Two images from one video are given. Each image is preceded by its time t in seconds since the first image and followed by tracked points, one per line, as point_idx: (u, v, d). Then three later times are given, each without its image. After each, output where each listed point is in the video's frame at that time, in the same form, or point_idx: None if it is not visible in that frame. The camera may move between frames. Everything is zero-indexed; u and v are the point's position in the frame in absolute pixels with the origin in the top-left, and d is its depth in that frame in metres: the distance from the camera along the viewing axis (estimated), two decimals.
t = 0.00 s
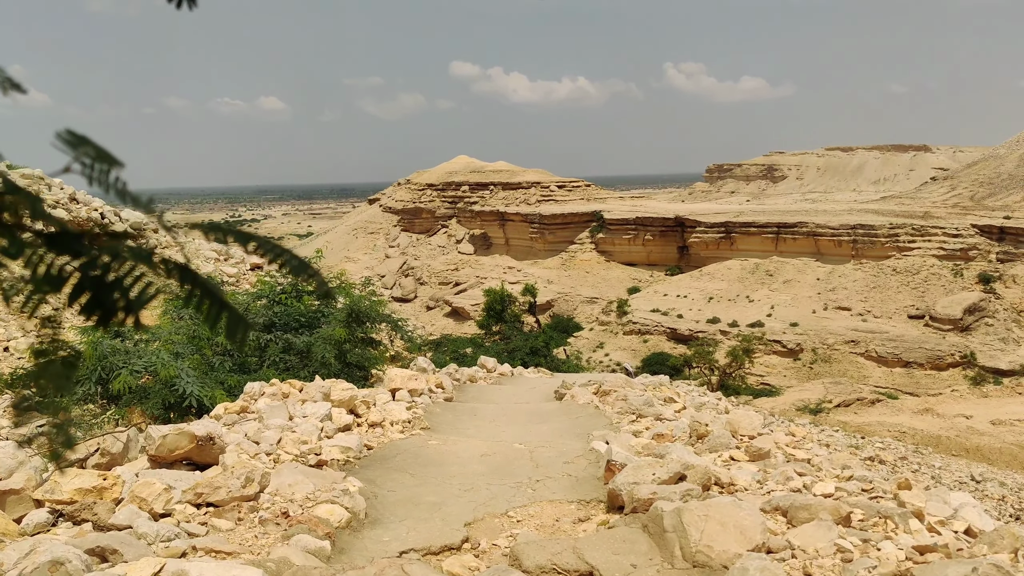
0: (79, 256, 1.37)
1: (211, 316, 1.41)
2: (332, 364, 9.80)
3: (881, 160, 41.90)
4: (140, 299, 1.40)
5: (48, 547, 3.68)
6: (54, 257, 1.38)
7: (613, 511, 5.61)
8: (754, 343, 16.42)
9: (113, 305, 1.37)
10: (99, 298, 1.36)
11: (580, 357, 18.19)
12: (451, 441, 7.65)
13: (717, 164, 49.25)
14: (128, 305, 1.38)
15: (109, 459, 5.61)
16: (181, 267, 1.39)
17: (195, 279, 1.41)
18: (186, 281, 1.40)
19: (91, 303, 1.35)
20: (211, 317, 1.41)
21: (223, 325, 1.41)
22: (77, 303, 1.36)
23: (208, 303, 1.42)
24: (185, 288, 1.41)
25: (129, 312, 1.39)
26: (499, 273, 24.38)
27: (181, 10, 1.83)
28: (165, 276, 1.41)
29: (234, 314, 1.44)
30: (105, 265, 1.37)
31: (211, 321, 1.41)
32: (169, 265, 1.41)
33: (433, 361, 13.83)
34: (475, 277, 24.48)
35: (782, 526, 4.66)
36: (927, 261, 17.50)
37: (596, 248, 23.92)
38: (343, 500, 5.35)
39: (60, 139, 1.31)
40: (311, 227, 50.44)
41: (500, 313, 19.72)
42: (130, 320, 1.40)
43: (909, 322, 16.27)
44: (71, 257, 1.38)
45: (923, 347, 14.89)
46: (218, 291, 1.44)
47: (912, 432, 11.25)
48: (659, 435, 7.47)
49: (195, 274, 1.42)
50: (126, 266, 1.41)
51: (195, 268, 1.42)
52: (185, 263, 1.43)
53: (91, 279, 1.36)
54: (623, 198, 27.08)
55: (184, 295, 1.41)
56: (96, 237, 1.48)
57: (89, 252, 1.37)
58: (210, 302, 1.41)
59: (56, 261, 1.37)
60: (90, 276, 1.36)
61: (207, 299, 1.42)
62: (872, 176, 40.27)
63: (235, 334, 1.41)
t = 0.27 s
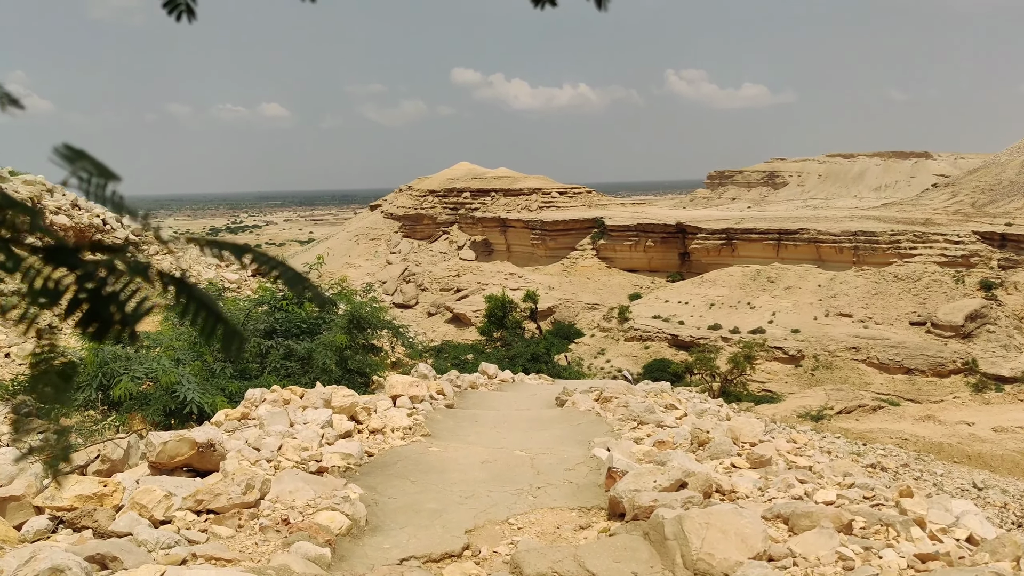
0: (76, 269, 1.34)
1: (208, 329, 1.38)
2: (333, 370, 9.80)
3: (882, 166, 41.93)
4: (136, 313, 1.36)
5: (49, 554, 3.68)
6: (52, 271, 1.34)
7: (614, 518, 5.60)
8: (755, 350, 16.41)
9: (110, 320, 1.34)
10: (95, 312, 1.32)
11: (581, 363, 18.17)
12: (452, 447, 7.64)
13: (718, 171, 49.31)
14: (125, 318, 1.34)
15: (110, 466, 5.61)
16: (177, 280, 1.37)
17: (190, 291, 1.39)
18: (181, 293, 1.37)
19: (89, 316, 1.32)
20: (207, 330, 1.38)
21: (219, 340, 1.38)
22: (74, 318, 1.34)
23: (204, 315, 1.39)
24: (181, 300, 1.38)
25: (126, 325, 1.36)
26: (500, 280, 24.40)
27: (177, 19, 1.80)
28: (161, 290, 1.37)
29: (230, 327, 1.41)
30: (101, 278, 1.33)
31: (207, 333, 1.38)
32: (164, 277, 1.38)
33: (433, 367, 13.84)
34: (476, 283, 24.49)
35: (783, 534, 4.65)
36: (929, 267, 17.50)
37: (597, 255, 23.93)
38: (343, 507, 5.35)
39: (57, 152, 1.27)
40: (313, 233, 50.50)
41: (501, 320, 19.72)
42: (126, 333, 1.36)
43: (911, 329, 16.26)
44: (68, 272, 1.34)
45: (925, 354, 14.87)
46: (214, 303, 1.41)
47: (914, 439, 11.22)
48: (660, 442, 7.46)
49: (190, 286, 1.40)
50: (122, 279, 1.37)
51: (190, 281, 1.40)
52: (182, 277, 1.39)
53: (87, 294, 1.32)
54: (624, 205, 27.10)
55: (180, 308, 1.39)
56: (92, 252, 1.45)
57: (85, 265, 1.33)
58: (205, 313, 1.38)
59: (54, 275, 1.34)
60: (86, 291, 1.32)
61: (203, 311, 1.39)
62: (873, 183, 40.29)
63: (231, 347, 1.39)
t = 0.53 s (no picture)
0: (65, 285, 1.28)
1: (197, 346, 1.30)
2: (332, 377, 9.80)
3: (881, 172, 41.99)
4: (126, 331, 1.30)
5: (48, 562, 3.67)
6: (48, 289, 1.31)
7: (614, 525, 5.59)
8: (755, 356, 16.40)
9: (100, 336, 1.28)
10: (85, 328, 1.26)
11: (581, 369, 18.16)
12: (452, 454, 7.63)
13: (718, 176, 49.38)
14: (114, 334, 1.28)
15: (109, 473, 5.59)
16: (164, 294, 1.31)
17: (180, 306, 1.32)
18: (169, 307, 1.31)
19: (78, 332, 1.26)
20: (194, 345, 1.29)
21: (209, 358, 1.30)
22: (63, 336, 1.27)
23: (193, 332, 1.32)
24: (170, 317, 1.32)
25: (116, 342, 1.29)
26: (500, 285, 24.42)
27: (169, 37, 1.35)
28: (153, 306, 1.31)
29: (220, 347, 1.34)
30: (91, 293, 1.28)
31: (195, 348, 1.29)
32: (156, 295, 1.33)
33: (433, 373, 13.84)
34: (476, 289, 24.50)
35: (783, 540, 4.65)
36: (928, 273, 17.50)
37: (597, 260, 23.94)
38: (343, 514, 5.34)
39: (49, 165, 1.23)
40: (313, 239, 50.50)
41: (500, 325, 19.73)
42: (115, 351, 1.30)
43: (911, 334, 16.26)
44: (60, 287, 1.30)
45: (925, 359, 14.87)
46: (205, 321, 1.34)
47: (914, 445, 11.21)
48: (660, 448, 7.45)
49: (182, 302, 1.34)
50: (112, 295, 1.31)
51: (181, 297, 1.34)
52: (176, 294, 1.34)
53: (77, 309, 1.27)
54: (623, 210, 27.13)
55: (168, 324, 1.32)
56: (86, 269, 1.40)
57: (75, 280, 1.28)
58: (194, 329, 1.31)
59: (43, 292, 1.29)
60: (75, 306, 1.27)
61: (193, 328, 1.32)
62: (872, 189, 40.35)
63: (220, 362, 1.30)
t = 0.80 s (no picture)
0: (54, 301, 1.27)
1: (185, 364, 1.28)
2: (332, 383, 9.80)
3: (881, 177, 42.03)
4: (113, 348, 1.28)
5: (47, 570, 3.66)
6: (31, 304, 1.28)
7: (614, 531, 5.59)
8: (756, 361, 16.39)
9: (86, 356, 1.25)
10: (72, 346, 1.24)
11: (581, 374, 18.15)
12: (452, 460, 7.62)
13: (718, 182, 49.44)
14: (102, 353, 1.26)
15: (109, 480, 5.58)
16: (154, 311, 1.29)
17: (170, 323, 1.31)
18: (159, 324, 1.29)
19: (64, 350, 1.24)
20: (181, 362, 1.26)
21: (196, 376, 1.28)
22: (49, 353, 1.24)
23: (182, 350, 1.30)
24: (159, 334, 1.30)
25: (103, 360, 1.26)
26: (500, 291, 24.43)
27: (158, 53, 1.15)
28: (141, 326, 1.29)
29: (210, 365, 1.31)
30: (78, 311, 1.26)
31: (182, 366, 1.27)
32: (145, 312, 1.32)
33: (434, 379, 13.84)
34: (476, 294, 24.51)
35: (784, 547, 4.64)
36: (929, 278, 17.50)
37: (597, 266, 23.95)
38: (343, 521, 5.33)
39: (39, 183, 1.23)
40: (314, 245, 50.58)
41: (501, 331, 19.73)
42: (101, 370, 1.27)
43: (911, 339, 16.26)
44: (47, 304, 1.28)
45: (925, 364, 14.86)
46: (195, 340, 1.32)
47: (915, 450, 11.19)
48: (661, 454, 7.45)
49: (172, 321, 1.32)
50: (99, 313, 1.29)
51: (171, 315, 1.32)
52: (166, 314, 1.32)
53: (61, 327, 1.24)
54: (623, 216, 27.15)
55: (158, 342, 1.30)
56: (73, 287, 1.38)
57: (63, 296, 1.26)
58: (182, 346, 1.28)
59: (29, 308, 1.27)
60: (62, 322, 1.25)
61: (182, 346, 1.30)
62: (872, 194, 40.38)
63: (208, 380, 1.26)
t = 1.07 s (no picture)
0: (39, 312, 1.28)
1: (169, 377, 1.30)
2: (331, 387, 9.80)
3: (880, 183, 42.06)
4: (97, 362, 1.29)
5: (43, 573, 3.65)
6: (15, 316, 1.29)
7: (614, 536, 5.57)
8: (755, 366, 16.39)
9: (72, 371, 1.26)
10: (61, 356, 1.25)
11: (581, 379, 18.15)
12: (451, 464, 7.61)
13: (717, 187, 49.50)
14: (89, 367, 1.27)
15: (107, 483, 5.56)
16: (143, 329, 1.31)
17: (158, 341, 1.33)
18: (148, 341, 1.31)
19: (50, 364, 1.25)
20: (169, 379, 1.29)
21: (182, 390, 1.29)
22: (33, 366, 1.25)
23: (170, 366, 1.32)
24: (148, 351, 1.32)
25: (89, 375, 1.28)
26: (499, 295, 24.45)
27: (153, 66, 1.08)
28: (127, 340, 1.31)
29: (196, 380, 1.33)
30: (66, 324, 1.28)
31: (169, 383, 1.29)
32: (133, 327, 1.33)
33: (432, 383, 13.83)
34: (475, 298, 24.53)
35: (783, 552, 4.63)
36: (927, 283, 17.51)
37: (596, 270, 23.96)
38: (341, 525, 5.32)
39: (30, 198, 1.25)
40: (314, 249, 50.57)
41: (500, 336, 19.73)
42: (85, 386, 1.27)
43: (910, 344, 16.26)
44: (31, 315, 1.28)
45: (924, 369, 14.87)
46: (182, 356, 1.35)
47: (913, 455, 11.19)
48: (660, 459, 7.44)
49: (160, 338, 1.34)
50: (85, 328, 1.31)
51: (160, 332, 1.35)
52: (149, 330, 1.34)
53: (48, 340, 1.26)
54: (622, 220, 27.17)
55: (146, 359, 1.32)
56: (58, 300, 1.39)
57: (49, 310, 1.28)
58: (170, 364, 1.31)
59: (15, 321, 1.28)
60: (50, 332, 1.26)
61: (169, 361, 1.32)
62: (871, 199, 40.40)
63: (196, 399, 1.30)
